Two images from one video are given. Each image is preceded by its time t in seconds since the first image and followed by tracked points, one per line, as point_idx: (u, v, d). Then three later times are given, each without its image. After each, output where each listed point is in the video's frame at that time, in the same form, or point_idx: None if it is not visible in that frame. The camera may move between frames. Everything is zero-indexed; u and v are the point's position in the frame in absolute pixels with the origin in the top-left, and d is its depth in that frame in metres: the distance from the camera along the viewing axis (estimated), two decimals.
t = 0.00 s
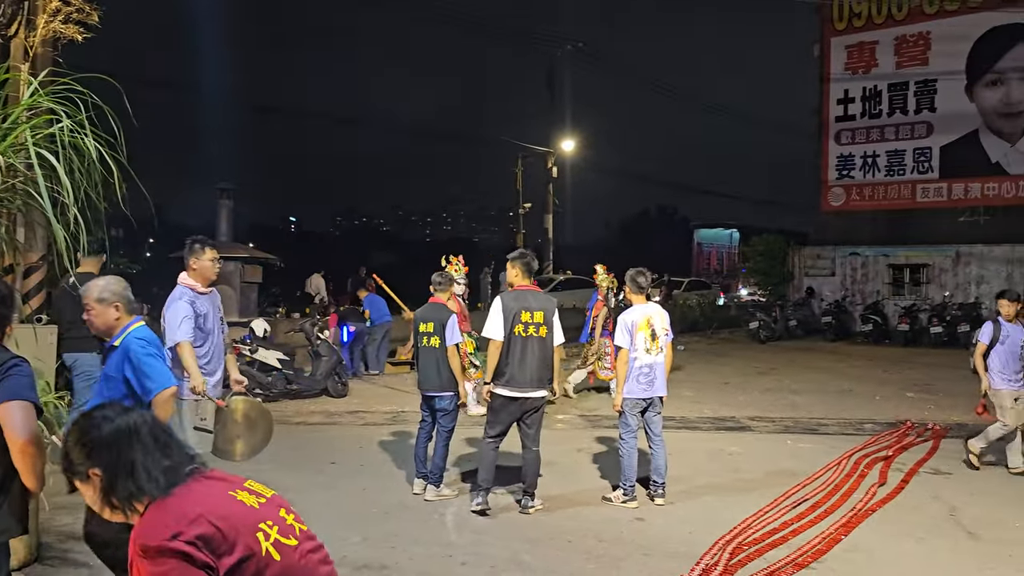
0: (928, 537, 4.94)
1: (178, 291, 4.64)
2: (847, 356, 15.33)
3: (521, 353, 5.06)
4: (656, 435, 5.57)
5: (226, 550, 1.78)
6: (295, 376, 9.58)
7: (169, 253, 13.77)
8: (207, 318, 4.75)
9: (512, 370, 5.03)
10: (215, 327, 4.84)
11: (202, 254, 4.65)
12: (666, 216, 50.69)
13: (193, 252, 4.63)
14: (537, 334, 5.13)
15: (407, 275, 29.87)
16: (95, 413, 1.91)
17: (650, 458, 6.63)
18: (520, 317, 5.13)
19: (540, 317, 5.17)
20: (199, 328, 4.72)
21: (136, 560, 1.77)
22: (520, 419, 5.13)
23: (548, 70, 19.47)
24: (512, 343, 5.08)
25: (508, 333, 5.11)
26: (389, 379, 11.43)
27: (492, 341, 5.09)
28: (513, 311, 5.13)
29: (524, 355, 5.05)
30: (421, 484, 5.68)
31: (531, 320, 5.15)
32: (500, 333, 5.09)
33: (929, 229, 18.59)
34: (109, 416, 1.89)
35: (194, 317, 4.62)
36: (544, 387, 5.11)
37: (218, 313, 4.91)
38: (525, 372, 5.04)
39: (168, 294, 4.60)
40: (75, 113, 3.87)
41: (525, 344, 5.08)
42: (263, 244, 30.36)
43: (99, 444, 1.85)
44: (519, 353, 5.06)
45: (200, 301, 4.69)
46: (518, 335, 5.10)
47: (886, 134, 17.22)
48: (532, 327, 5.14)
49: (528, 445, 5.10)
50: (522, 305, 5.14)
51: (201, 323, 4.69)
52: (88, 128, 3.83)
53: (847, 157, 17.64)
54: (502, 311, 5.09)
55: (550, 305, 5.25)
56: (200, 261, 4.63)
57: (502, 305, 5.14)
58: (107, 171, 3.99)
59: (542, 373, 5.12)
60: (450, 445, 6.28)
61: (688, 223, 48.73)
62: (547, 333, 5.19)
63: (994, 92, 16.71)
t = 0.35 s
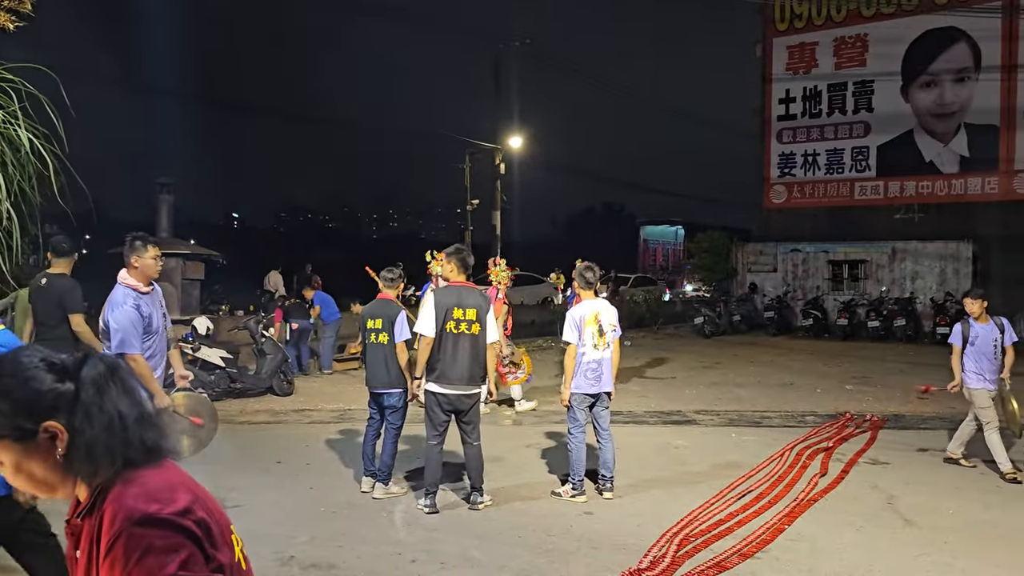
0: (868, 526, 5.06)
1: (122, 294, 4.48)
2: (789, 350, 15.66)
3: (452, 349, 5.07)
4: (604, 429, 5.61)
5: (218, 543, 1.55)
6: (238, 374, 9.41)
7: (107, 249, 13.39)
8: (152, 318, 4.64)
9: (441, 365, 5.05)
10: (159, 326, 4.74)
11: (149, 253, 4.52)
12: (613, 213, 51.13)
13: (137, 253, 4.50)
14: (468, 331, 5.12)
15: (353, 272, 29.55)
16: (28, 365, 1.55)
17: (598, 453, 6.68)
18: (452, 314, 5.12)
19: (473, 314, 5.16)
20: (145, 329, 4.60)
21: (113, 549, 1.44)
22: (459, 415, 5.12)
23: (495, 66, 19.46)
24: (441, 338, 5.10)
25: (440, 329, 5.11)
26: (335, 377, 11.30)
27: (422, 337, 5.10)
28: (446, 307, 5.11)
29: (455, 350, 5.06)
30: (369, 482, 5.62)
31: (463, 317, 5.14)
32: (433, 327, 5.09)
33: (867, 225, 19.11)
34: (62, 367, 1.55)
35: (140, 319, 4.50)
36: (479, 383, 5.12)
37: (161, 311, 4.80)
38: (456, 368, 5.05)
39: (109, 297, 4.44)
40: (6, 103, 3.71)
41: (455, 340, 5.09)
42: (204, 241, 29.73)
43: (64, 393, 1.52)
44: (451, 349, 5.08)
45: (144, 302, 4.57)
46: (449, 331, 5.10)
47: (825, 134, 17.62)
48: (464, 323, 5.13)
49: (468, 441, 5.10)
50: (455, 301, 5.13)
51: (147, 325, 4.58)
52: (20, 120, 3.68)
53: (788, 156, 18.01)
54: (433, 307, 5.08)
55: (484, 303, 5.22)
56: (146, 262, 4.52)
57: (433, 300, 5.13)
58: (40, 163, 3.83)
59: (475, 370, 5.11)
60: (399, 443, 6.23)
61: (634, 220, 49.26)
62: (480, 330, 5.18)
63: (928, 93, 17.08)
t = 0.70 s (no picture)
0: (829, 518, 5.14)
1: (78, 291, 4.39)
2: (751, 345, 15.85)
3: (399, 348, 5.06)
4: (570, 426, 5.63)
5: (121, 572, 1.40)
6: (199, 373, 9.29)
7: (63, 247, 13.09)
8: (109, 316, 4.54)
9: (390, 364, 5.04)
10: (117, 323, 4.64)
11: (107, 249, 4.43)
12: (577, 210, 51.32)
13: (93, 248, 4.41)
14: (414, 329, 5.10)
15: (317, 270, 29.29)
16: None
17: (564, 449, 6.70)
18: (398, 312, 5.10)
19: (419, 312, 5.15)
20: (102, 327, 4.50)
21: None
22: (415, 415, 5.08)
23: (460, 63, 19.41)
24: (386, 337, 5.08)
25: (386, 329, 5.09)
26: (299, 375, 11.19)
27: (369, 338, 5.10)
28: (391, 306, 5.10)
29: (402, 349, 5.05)
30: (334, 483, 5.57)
31: (409, 316, 5.12)
32: (377, 328, 5.08)
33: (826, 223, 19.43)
34: None
35: (96, 315, 4.41)
36: (430, 381, 5.08)
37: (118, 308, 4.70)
38: (402, 368, 5.03)
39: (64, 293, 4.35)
40: None
41: (401, 338, 5.07)
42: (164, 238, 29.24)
43: None
44: (395, 350, 5.06)
45: (100, 297, 4.47)
46: (394, 330, 5.08)
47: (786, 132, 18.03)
48: (409, 322, 5.12)
49: (427, 440, 5.07)
50: (401, 299, 5.11)
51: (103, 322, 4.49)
52: None
53: (750, 153, 18.56)
54: (378, 306, 5.05)
55: (431, 300, 5.21)
56: (103, 258, 4.43)
57: (378, 300, 5.10)
58: None
59: (424, 368, 5.08)
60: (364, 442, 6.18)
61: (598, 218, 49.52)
62: (428, 328, 5.16)
63: (885, 93, 17.20)
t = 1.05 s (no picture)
0: (811, 516, 5.17)
1: (54, 287, 4.38)
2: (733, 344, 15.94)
3: (373, 346, 5.04)
4: (554, 425, 5.64)
5: None
6: (179, 375, 9.26)
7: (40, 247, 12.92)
8: (86, 315, 4.49)
9: (365, 363, 5.05)
10: (96, 324, 4.58)
11: (83, 246, 4.40)
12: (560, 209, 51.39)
13: (70, 246, 4.39)
14: (387, 328, 5.08)
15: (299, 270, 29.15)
16: None
17: (547, 448, 6.70)
18: (370, 311, 5.10)
19: (391, 311, 5.11)
20: (77, 326, 4.44)
21: None
22: (395, 416, 5.08)
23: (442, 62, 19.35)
24: (361, 335, 5.09)
25: (359, 327, 5.12)
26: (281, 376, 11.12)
27: (347, 338, 5.15)
28: (364, 305, 5.11)
29: (376, 348, 5.03)
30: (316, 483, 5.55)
31: (382, 314, 5.10)
32: (352, 327, 5.13)
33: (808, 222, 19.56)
34: None
35: (69, 314, 4.38)
36: (407, 380, 5.06)
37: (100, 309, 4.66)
38: (376, 367, 5.01)
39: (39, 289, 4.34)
40: None
41: (374, 337, 5.06)
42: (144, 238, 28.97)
43: None
44: (369, 347, 5.06)
45: (77, 297, 4.43)
46: (368, 329, 5.09)
47: (767, 132, 18.00)
48: (383, 321, 5.10)
49: (406, 441, 5.07)
50: (374, 298, 5.10)
51: (78, 320, 4.43)
52: None
53: (732, 154, 18.36)
54: (350, 307, 5.09)
55: (406, 298, 5.15)
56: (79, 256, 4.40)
57: (354, 299, 5.12)
58: None
59: (400, 367, 5.06)
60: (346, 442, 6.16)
61: (581, 217, 49.61)
62: (401, 326, 5.12)
63: (865, 94, 17.43)
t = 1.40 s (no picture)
0: (799, 512, 5.19)
1: (44, 284, 4.35)
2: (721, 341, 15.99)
3: (366, 342, 5.04)
4: (543, 421, 5.64)
5: None
6: (167, 372, 9.23)
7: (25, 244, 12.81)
8: (73, 314, 4.46)
9: (359, 359, 5.03)
10: (83, 321, 4.56)
11: (75, 244, 4.36)
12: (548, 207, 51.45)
13: (61, 244, 4.35)
14: (381, 324, 5.06)
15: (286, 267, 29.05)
16: None
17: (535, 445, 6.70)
18: (364, 307, 5.08)
19: (384, 307, 5.08)
20: (65, 324, 4.41)
21: None
22: (388, 412, 5.07)
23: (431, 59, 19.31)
24: (355, 331, 5.09)
25: (354, 322, 5.12)
26: (269, 373, 11.08)
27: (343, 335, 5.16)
28: (358, 301, 5.09)
29: (370, 344, 5.02)
30: (304, 480, 5.53)
31: (375, 310, 5.08)
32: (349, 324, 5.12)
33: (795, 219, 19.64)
34: None
35: (58, 312, 4.34)
36: (400, 376, 5.04)
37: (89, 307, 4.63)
38: (370, 363, 5.01)
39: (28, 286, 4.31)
40: None
41: (367, 333, 5.05)
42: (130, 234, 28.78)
43: None
44: (362, 342, 5.06)
45: (66, 296, 4.40)
46: (362, 325, 5.08)
47: (755, 130, 18.02)
48: (376, 317, 5.08)
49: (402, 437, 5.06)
50: (368, 294, 5.08)
51: (67, 319, 4.41)
52: None
53: (720, 151, 18.37)
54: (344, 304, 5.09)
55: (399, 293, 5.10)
56: (69, 254, 4.35)
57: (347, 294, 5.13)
58: None
59: (393, 363, 5.04)
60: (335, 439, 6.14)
61: (569, 214, 49.71)
62: (395, 322, 5.09)
63: (852, 92, 17.51)
